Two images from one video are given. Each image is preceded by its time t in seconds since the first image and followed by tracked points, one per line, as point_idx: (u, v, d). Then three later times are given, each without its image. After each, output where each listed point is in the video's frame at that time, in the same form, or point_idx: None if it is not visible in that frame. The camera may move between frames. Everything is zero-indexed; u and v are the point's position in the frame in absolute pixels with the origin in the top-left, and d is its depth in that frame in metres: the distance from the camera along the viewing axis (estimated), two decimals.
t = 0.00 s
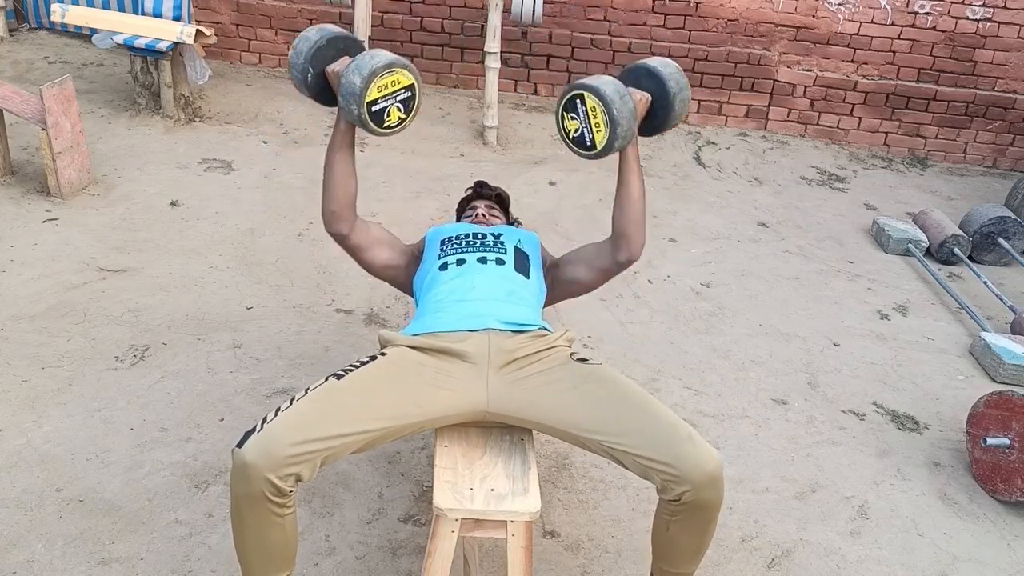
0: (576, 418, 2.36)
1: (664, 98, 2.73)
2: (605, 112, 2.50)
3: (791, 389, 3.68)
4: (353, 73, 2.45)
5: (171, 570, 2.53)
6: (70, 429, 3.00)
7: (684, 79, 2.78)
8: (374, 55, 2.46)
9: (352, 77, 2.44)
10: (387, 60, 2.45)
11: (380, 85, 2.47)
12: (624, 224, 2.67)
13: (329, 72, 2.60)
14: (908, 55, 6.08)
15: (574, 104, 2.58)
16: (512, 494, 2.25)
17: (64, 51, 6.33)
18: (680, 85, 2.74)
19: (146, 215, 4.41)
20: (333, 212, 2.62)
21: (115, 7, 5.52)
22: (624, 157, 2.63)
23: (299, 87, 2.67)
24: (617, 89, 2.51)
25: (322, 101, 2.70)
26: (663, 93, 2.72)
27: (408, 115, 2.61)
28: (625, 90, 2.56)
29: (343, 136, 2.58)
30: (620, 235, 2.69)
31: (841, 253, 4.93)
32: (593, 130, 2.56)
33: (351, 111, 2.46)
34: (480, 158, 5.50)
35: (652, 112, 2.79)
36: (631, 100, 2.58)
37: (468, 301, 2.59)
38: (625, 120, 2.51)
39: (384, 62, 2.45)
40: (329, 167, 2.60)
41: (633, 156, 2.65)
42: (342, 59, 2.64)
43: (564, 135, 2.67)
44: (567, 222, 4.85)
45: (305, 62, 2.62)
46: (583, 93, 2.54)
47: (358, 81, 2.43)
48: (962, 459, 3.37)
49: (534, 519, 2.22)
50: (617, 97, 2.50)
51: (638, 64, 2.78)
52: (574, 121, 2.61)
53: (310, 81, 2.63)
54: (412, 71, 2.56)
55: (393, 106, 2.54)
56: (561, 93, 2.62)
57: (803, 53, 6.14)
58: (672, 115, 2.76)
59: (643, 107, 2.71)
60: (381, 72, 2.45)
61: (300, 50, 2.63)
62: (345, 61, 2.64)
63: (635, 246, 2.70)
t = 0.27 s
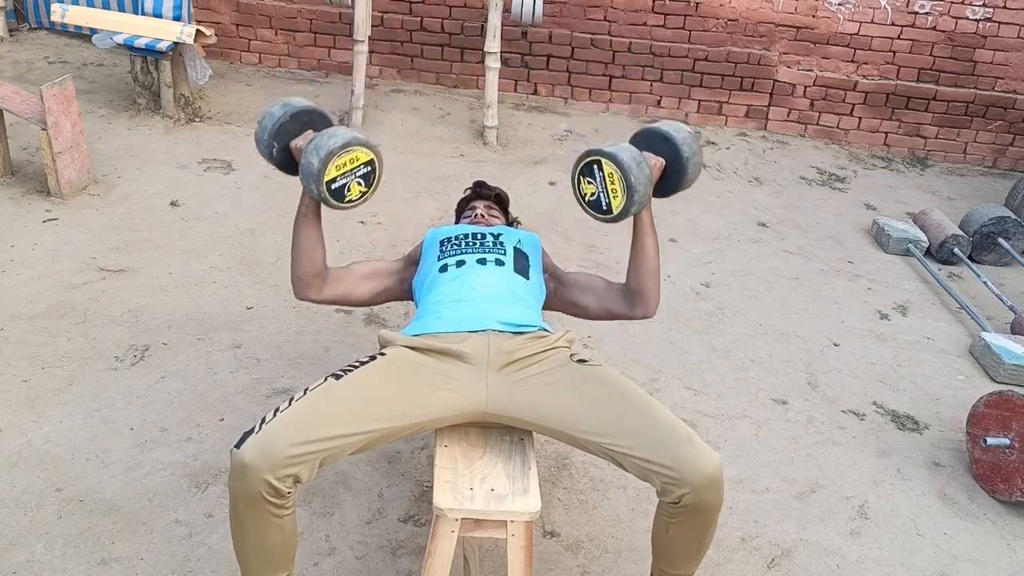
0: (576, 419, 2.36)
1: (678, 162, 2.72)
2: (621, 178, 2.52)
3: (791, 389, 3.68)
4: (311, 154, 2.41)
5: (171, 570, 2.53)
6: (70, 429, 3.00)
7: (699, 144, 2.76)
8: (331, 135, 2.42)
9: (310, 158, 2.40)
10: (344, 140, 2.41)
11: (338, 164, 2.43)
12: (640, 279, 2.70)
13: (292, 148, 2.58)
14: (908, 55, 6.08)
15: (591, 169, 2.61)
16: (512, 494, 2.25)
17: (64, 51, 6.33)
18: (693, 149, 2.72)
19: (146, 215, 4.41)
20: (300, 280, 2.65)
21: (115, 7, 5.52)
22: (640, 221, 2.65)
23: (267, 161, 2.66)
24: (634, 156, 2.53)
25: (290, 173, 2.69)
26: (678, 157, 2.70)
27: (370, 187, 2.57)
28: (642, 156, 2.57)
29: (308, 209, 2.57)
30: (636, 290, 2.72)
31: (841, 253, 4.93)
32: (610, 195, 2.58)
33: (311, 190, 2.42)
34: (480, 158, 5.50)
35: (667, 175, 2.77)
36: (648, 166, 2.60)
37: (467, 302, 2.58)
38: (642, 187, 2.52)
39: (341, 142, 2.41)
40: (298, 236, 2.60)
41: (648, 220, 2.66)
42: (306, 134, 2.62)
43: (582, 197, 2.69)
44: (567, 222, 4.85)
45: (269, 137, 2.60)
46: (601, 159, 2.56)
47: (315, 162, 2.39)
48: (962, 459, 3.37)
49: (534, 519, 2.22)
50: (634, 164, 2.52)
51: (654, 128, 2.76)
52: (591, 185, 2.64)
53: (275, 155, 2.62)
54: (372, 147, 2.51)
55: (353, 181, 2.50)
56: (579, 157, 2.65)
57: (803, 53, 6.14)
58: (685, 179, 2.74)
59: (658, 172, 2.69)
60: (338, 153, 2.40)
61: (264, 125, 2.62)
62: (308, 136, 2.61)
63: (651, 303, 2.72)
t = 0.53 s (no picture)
0: (574, 418, 2.36)
1: (673, 231, 2.64)
2: (615, 239, 2.46)
3: (791, 389, 3.68)
4: (292, 239, 2.35)
5: (171, 570, 2.53)
6: (70, 429, 3.00)
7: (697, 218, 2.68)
8: (309, 215, 2.35)
9: (291, 243, 2.34)
10: (320, 220, 2.33)
11: (321, 241, 2.35)
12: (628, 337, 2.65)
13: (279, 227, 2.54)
14: (908, 55, 6.08)
15: (587, 223, 2.55)
16: (512, 494, 2.25)
17: (64, 51, 6.33)
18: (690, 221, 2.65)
19: (146, 215, 4.41)
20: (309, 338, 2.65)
21: (115, 7, 5.52)
22: (629, 280, 2.60)
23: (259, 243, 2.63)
24: (631, 217, 2.47)
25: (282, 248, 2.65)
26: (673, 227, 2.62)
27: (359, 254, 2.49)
28: (639, 219, 2.51)
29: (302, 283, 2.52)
30: (624, 346, 2.67)
31: (841, 253, 4.93)
32: (602, 252, 2.53)
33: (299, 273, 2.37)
34: (480, 158, 5.50)
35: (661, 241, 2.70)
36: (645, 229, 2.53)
37: (463, 303, 2.59)
38: (635, 251, 2.46)
39: (318, 221, 2.33)
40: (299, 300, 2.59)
41: (638, 281, 2.61)
42: (286, 210, 2.57)
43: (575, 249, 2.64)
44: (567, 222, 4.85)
45: (254, 222, 2.57)
46: (598, 215, 2.50)
47: (296, 246, 2.33)
48: (962, 459, 3.37)
49: (534, 519, 2.22)
50: (630, 227, 2.45)
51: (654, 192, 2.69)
52: (585, 238, 2.58)
53: (265, 237, 2.59)
54: (352, 216, 2.42)
55: (340, 253, 2.42)
56: (578, 209, 2.59)
57: (803, 53, 6.14)
58: (678, 249, 2.66)
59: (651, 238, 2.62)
60: (317, 233, 2.33)
61: (248, 211, 2.58)
62: (289, 213, 2.56)
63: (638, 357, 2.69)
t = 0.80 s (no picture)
0: (574, 414, 2.36)
1: (677, 183, 2.65)
2: (616, 187, 2.48)
3: (791, 389, 3.68)
4: (302, 178, 2.34)
5: (171, 570, 2.53)
6: (70, 429, 3.00)
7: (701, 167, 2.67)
8: (321, 156, 2.35)
9: (302, 183, 2.34)
10: (333, 162, 2.33)
11: (331, 186, 2.36)
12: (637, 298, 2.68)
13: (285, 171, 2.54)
14: (908, 55, 6.08)
15: (590, 175, 2.59)
16: (512, 494, 2.25)
17: (64, 51, 6.33)
18: (694, 172, 2.64)
19: (146, 215, 4.41)
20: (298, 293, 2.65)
21: (116, 7, 5.52)
22: (635, 233, 2.62)
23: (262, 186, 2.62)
24: (632, 166, 2.49)
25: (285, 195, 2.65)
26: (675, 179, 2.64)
27: (365, 205, 2.52)
28: (641, 168, 2.53)
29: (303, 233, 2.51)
30: (636, 308, 2.70)
31: (841, 253, 4.93)
32: (604, 203, 2.56)
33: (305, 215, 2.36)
34: (481, 158, 5.50)
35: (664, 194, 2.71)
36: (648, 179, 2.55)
37: (464, 298, 2.59)
38: (636, 200, 2.48)
39: (331, 163, 2.33)
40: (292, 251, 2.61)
41: (643, 234, 2.63)
42: (296, 155, 2.58)
43: (579, 204, 2.68)
44: (567, 222, 4.85)
45: (262, 163, 2.56)
46: (599, 165, 2.54)
47: (308, 186, 2.33)
48: (962, 459, 3.37)
49: (534, 519, 2.22)
50: (631, 175, 2.47)
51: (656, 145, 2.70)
52: (587, 191, 2.62)
53: (269, 180, 2.59)
54: (363, 163, 2.44)
55: (348, 201, 2.44)
56: (580, 162, 2.63)
57: (803, 53, 6.14)
58: (682, 202, 2.67)
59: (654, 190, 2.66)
60: (329, 175, 2.33)
61: (255, 151, 2.57)
62: (300, 158, 2.58)
63: (650, 321, 2.70)
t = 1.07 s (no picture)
0: (572, 413, 2.36)
1: (653, 87, 2.76)
2: (581, 95, 2.55)
3: (791, 389, 3.68)
4: (371, 68, 2.47)
5: (171, 570, 2.53)
6: (69, 429, 3.00)
7: (677, 71, 2.78)
8: (391, 49, 2.48)
9: (371, 72, 2.46)
10: (404, 55, 2.47)
11: (398, 79, 2.49)
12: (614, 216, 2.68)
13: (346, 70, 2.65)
14: (908, 55, 6.08)
15: (557, 86, 2.66)
16: (511, 494, 2.25)
17: (64, 51, 6.33)
18: (669, 74, 2.75)
19: (146, 215, 4.41)
20: (341, 209, 2.65)
21: (116, 7, 5.52)
22: (609, 148, 2.68)
23: (313, 87, 2.70)
24: (595, 72, 2.56)
25: (335, 98, 2.75)
26: (651, 82, 2.74)
27: (425, 107, 2.65)
28: (606, 75, 2.59)
29: (358, 129, 2.62)
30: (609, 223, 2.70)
31: (841, 253, 4.93)
32: (572, 114, 2.63)
33: (370, 106, 2.48)
34: (481, 158, 5.50)
35: (642, 99, 2.81)
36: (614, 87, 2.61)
37: (463, 295, 2.59)
38: (601, 105, 2.55)
39: (401, 56, 2.47)
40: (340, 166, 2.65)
41: (618, 147, 2.68)
42: (355, 56, 2.70)
43: (552, 117, 2.76)
44: (567, 222, 4.85)
45: (320, 61, 2.66)
46: (564, 75, 2.61)
47: (377, 76, 2.45)
48: (962, 459, 3.37)
49: (534, 519, 2.22)
50: (594, 81, 2.54)
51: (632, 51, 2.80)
52: (557, 103, 2.69)
53: (325, 79, 2.68)
54: (427, 64, 2.59)
55: (411, 99, 2.57)
56: (549, 74, 2.71)
57: (803, 53, 6.14)
58: (659, 105, 2.77)
59: (627, 95, 2.75)
60: (399, 67, 2.46)
61: (314, 48, 2.67)
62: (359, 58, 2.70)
63: (626, 238, 2.70)
